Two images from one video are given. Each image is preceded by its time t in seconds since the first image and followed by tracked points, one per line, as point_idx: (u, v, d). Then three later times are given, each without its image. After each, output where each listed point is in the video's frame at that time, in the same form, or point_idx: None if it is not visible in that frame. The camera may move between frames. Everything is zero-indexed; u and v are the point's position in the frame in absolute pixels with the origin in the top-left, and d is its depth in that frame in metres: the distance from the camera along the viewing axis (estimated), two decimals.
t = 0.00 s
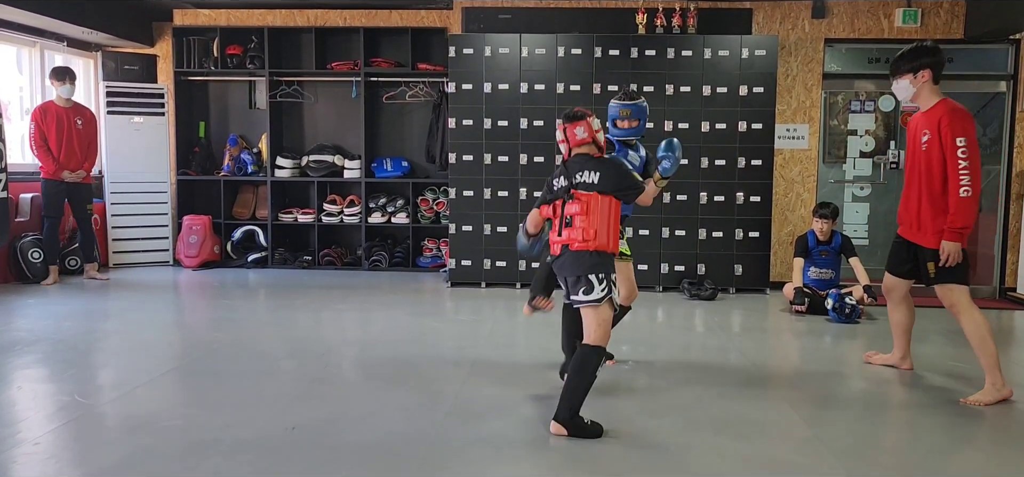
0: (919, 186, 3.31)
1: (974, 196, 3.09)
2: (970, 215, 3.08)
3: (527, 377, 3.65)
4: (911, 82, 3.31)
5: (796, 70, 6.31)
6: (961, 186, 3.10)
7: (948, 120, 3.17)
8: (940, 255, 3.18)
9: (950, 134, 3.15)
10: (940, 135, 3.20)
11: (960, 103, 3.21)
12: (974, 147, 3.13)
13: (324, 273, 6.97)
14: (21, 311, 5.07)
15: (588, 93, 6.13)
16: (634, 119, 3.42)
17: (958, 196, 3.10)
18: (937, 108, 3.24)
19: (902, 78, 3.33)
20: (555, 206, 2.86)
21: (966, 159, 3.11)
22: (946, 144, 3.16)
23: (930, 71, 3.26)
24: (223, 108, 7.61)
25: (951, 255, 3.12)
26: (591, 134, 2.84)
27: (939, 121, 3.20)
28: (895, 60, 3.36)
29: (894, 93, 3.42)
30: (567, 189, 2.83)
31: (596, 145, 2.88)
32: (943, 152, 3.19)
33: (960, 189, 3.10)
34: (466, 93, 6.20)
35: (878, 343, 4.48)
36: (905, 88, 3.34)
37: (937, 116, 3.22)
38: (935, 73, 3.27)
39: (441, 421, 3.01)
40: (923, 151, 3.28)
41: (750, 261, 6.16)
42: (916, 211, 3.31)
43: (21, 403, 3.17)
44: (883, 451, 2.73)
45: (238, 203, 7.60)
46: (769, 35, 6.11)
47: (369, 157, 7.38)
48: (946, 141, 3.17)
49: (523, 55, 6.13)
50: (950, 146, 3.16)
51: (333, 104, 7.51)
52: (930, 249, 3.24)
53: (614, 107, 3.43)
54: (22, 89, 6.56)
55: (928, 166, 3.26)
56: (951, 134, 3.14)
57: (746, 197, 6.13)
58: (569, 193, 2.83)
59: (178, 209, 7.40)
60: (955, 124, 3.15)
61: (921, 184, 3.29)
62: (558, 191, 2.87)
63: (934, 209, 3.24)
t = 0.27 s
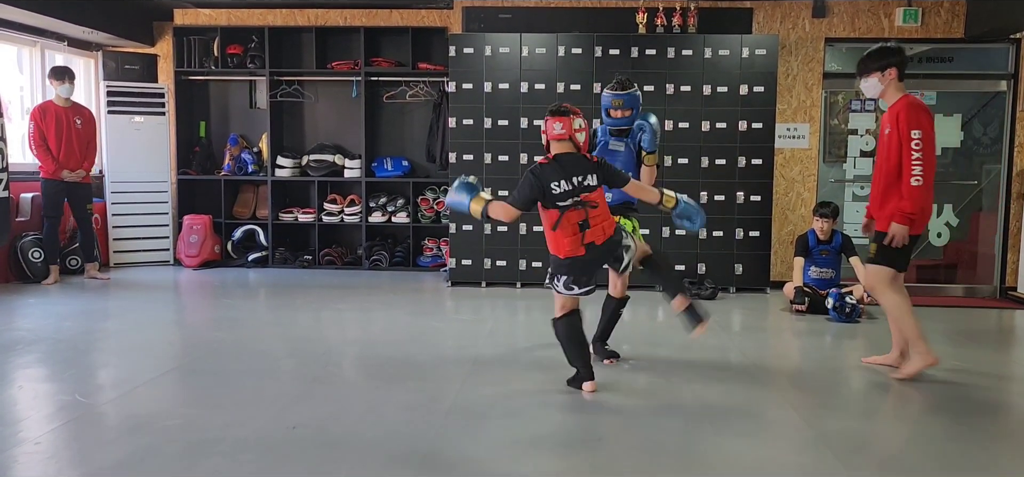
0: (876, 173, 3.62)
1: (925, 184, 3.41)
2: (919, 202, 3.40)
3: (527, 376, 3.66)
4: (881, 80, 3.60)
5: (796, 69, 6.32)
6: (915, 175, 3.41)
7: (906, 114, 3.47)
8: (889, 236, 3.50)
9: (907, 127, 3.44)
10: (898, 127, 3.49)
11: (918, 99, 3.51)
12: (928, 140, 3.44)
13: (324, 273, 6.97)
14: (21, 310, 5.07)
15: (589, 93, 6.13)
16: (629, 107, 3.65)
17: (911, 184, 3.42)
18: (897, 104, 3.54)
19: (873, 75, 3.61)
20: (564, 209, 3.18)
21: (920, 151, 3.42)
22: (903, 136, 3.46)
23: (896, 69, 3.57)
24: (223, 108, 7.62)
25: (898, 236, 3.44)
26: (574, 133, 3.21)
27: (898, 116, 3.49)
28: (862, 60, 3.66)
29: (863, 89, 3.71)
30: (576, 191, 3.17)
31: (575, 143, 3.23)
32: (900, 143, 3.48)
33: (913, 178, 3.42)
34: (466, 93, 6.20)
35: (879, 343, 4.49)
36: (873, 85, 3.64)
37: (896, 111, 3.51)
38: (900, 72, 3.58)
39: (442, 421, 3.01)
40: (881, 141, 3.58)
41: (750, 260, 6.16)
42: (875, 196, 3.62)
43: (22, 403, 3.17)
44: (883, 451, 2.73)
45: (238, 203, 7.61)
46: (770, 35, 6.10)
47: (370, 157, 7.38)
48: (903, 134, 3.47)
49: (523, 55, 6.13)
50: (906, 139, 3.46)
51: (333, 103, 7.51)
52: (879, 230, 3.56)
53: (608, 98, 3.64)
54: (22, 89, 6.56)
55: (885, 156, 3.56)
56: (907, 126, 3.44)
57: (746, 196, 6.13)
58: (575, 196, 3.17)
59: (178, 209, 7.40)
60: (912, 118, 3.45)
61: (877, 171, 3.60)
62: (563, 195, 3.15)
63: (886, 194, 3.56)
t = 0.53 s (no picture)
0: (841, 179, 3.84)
1: (882, 191, 3.63)
2: (878, 208, 3.61)
3: (528, 376, 3.65)
4: (844, 90, 3.76)
5: (797, 69, 6.32)
6: (873, 183, 3.62)
7: (865, 124, 3.66)
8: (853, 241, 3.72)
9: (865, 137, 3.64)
10: (858, 137, 3.68)
11: (878, 107, 3.69)
12: (887, 147, 3.63)
13: (325, 272, 6.97)
14: (22, 310, 5.07)
15: (589, 92, 6.13)
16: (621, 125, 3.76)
17: (870, 191, 3.63)
18: (858, 114, 3.72)
19: (837, 86, 3.76)
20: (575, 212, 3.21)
21: (878, 159, 3.62)
22: (862, 145, 3.65)
23: (860, 79, 3.72)
24: (224, 108, 7.62)
25: (861, 241, 3.67)
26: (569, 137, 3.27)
27: (857, 126, 3.69)
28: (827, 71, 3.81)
29: (828, 98, 3.87)
30: (581, 193, 3.20)
31: (569, 148, 3.30)
32: (860, 151, 3.68)
33: (871, 186, 3.63)
34: (467, 93, 6.20)
35: (880, 342, 4.48)
36: (838, 96, 3.79)
37: (857, 121, 3.70)
38: (863, 81, 3.73)
39: (442, 420, 3.01)
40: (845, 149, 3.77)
41: (751, 260, 6.16)
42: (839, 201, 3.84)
43: (23, 403, 3.17)
44: (884, 451, 2.73)
45: (239, 203, 7.61)
46: (770, 35, 6.10)
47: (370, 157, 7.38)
48: (861, 143, 3.66)
49: (524, 55, 6.13)
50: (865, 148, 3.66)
51: (334, 103, 7.52)
52: (839, 233, 3.80)
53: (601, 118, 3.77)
54: (23, 89, 6.57)
55: (848, 164, 3.77)
56: (866, 136, 3.63)
57: (747, 196, 6.12)
58: (580, 197, 3.20)
59: (179, 209, 7.40)
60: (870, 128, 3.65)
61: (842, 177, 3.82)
62: (568, 198, 3.19)
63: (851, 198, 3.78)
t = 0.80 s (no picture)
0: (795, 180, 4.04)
1: (832, 195, 3.84)
2: (828, 211, 3.82)
3: (530, 376, 3.65)
4: (799, 96, 3.94)
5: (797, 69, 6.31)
6: (822, 188, 3.82)
7: (815, 132, 3.84)
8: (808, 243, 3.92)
9: (816, 143, 3.83)
10: (808, 143, 3.87)
11: (830, 115, 3.89)
12: (835, 154, 3.84)
13: (326, 272, 6.98)
14: (23, 310, 5.07)
15: (590, 92, 6.12)
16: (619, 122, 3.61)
17: (820, 195, 3.83)
18: (809, 121, 3.90)
19: (792, 92, 3.95)
20: (552, 192, 3.23)
21: (827, 165, 3.83)
22: (812, 152, 3.85)
23: (813, 87, 3.92)
24: (225, 108, 7.62)
25: (816, 244, 3.86)
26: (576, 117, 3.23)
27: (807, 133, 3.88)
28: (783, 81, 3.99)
29: (783, 103, 4.05)
30: (559, 177, 3.20)
31: (578, 127, 3.25)
32: (811, 156, 3.88)
33: (821, 190, 3.83)
34: (467, 93, 6.20)
35: (880, 343, 4.48)
36: (793, 101, 3.98)
37: (807, 128, 3.88)
38: (816, 88, 3.93)
39: (443, 421, 3.01)
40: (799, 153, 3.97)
41: (752, 260, 6.15)
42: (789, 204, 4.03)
43: (24, 403, 3.17)
44: (885, 451, 2.73)
45: (240, 203, 7.61)
46: (771, 34, 6.10)
47: (371, 157, 7.38)
48: (812, 148, 3.86)
49: (524, 55, 6.13)
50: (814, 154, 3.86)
51: (335, 102, 7.52)
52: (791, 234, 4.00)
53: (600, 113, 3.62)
54: (24, 89, 6.58)
55: (799, 169, 3.96)
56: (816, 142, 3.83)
57: (748, 196, 6.13)
58: (559, 179, 3.20)
59: (180, 209, 7.41)
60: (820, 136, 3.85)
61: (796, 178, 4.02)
62: (547, 179, 3.22)
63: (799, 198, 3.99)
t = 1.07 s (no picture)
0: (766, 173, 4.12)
1: (797, 183, 3.90)
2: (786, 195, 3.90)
3: (530, 377, 3.65)
4: (769, 94, 4.16)
5: (798, 69, 6.30)
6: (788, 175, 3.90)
7: (792, 124, 3.93)
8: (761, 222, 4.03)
9: (790, 136, 3.92)
10: (785, 134, 3.96)
11: (801, 111, 4.01)
12: (808, 147, 3.92)
13: (327, 272, 6.98)
14: (24, 310, 5.08)
15: (590, 93, 6.12)
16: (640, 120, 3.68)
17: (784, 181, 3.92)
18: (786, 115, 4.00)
19: (763, 90, 4.17)
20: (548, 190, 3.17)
21: (797, 155, 3.91)
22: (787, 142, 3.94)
23: (781, 85, 4.15)
24: (226, 108, 7.63)
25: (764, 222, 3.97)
26: (591, 129, 3.02)
27: (785, 124, 3.97)
28: (754, 81, 4.19)
29: (754, 101, 4.27)
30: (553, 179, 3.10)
31: (593, 137, 3.05)
32: (784, 148, 3.97)
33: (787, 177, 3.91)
34: (468, 93, 6.20)
35: (881, 343, 4.48)
36: (764, 100, 4.21)
37: (785, 120, 3.98)
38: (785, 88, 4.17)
39: (444, 421, 3.01)
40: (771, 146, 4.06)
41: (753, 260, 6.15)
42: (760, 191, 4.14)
43: (25, 403, 3.18)
44: (886, 451, 2.73)
45: (240, 203, 7.62)
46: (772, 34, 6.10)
47: (371, 157, 7.38)
48: (787, 139, 3.94)
49: (525, 55, 6.13)
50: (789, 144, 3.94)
51: (335, 103, 7.52)
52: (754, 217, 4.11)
53: (617, 106, 3.69)
54: (25, 89, 6.58)
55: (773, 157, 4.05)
56: (791, 133, 3.91)
57: (749, 196, 6.12)
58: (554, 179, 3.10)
59: (181, 209, 7.41)
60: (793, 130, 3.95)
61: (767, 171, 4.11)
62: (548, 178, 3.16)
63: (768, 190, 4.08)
